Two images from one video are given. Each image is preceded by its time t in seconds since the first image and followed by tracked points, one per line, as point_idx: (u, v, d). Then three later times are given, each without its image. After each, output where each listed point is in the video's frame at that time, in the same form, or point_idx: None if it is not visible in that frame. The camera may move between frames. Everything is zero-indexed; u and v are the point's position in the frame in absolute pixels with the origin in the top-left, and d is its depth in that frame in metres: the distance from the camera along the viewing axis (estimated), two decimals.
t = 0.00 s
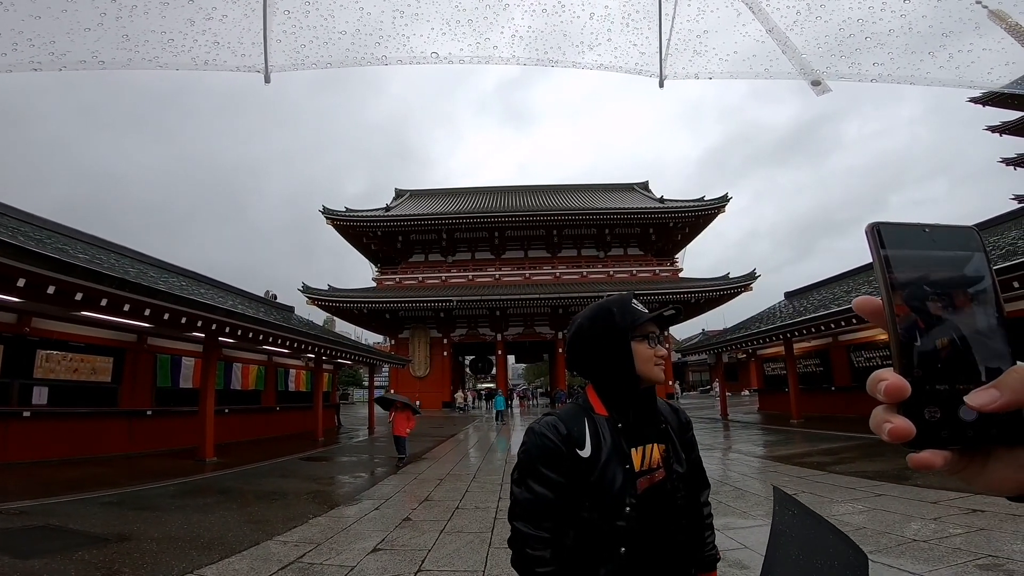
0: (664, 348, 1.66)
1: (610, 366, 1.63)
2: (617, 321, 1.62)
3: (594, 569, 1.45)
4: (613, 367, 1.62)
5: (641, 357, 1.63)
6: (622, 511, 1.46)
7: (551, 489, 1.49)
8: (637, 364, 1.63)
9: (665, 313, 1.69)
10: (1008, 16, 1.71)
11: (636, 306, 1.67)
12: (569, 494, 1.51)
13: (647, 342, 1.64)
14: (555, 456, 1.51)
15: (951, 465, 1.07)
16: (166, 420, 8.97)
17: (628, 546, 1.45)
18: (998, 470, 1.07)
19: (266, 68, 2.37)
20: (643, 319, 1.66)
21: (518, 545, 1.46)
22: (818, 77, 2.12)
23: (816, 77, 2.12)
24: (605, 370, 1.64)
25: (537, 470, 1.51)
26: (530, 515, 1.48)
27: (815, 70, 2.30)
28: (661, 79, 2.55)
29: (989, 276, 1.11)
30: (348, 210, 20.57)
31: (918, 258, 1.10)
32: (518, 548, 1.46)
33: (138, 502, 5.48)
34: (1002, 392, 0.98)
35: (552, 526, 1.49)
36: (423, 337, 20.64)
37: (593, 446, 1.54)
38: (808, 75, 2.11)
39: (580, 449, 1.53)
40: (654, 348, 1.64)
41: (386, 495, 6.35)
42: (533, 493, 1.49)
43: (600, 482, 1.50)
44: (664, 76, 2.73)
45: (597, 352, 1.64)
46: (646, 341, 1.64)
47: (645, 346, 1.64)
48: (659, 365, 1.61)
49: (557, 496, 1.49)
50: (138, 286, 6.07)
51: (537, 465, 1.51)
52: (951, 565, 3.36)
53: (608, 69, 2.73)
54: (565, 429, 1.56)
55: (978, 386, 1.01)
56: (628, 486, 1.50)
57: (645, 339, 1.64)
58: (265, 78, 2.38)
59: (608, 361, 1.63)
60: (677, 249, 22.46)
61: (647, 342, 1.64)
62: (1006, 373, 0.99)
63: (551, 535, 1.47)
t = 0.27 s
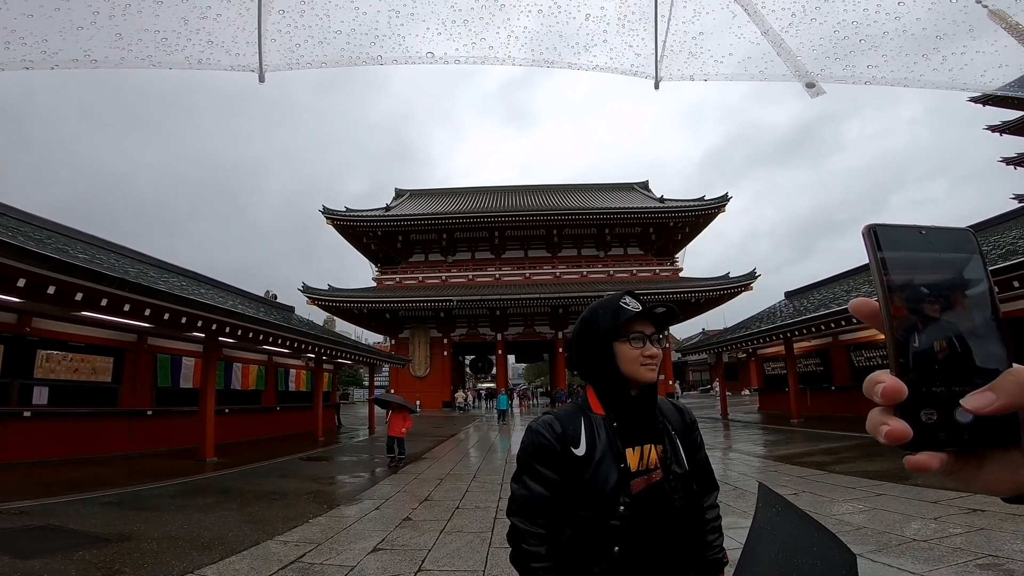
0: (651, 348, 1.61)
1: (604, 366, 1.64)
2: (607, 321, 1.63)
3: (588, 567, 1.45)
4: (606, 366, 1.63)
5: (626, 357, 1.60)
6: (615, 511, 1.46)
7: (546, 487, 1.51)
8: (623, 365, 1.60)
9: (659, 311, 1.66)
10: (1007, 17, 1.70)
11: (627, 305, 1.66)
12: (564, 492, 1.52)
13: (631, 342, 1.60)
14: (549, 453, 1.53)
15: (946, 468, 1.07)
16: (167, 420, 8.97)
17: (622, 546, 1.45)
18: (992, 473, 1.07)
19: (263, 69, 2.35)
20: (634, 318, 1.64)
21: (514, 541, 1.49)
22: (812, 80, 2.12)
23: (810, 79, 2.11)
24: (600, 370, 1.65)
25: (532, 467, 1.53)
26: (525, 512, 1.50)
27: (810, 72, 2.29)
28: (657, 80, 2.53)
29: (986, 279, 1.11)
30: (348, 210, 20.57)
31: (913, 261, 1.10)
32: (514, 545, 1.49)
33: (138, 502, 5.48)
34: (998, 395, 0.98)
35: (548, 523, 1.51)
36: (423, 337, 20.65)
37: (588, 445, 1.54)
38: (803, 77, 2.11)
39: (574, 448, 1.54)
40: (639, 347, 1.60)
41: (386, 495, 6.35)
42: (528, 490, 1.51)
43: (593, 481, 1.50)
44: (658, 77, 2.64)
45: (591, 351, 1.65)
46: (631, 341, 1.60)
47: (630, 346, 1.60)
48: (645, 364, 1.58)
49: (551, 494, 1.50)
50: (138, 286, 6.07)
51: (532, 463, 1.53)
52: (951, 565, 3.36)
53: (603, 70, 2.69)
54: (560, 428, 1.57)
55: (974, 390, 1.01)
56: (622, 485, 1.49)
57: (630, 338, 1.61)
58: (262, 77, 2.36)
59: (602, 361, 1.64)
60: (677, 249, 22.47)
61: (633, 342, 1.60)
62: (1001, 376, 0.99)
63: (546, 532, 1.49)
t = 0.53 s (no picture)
0: (648, 347, 1.59)
1: (603, 365, 1.64)
2: (604, 320, 1.63)
3: (586, 566, 1.45)
4: (605, 365, 1.63)
5: (621, 357, 1.60)
6: (613, 510, 1.46)
7: (544, 485, 1.51)
8: (619, 364, 1.60)
9: (659, 310, 1.65)
10: (1010, 15, 1.69)
11: (625, 304, 1.65)
12: (563, 491, 1.52)
13: (626, 342, 1.60)
14: (548, 452, 1.54)
15: (946, 469, 1.06)
16: (168, 420, 8.98)
17: (619, 545, 1.44)
18: (991, 472, 1.06)
19: (267, 69, 2.34)
20: (631, 318, 1.63)
21: (514, 538, 1.50)
22: (817, 80, 2.11)
23: (814, 80, 2.10)
24: (599, 369, 1.65)
25: (531, 465, 1.54)
26: (524, 510, 1.51)
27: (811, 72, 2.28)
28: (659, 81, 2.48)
29: (987, 279, 1.09)
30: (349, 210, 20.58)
31: (914, 261, 1.10)
32: (514, 542, 1.50)
33: (140, 502, 5.48)
34: (997, 395, 0.97)
35: (547, 521, 1.51)
36: (424, 337, 20.65)
37: (587, 444, 1.54)
38: (806, 77, 2.10)
39: (573, 447, 1.54)
40: (635, 346, 1.59)
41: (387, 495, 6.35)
42: (527, 488, 1.52)
43: (592, 481, 1.50)
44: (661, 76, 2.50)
45: (591, 351, 1.66)
46: (627, 341, 1.60)
47: (625, 345, 1.59)
48: (640, 364, 1.57)
49: (550, 493, 1.51)
50: (139, 286, 6.07)
51: (531, 461, 1.54)
52: (953, 564, 3.35)
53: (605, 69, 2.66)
54: (559, 427, 1.58)
55: (974, 390, 1.01)
56: (620, 485, 1.49)
57: (625, 338, 1.61)
58: (265, 76, 2.35)
59: (600, 360, 1.64)
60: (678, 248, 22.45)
61: (628, 342, 1.60)
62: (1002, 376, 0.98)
63: (545, 530, 1.50)
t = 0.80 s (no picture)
0: (648, 346, 1.58)
1: (603, 365, 1.64)
2: (605, 320, 1.63)
3: (585, 567, 1.44)
4: (605, 364, 1.63)
5: (621, 356, 1.59)
6: (612, 511, 1.45)
7: (543, 485, 1.51)
8: (619, 364, 1.59)
9: (659, 309, 1.64)
10: (1008, 15, 1.68)
11: (626, 303, 1.65)
12: (562, 491, 1.52)
13: (626, 341, 1.59)
14: (548, 452, 1.53)
15: (951, 466, 1.06)
16: (169, 421, 8.99)
17: (618, 546, 1.43)
18: (1001, 469, 1.06)
19: (266, 72, 2.33)
20: (632, 317, 1.62)
21: (512, 537, 1.50)
22: (816, 80, 2.10)
23: (814, 80, 2.09)
24: (599, 369, 1.64)
25: (531, 465, 1.53)
26: (522, 509, 1.51)
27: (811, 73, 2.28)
28: (659, 82, 2.48)
29: (989, 280, 1.07)
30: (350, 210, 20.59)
31: (912, 264, 1.08)
32: (512, 542, 1.50)
33: (141, 502, 5.48)
34: (999, 389, 0.99)
35: (545, 521, 1.51)
36: (424, 336, 20.67)
37: (586, 444, 1.53)
38: (806, 77, 2.09)
39: (573, 447, 1.53)
40: (636, 346, 1.58)
41: (388, 495, 6.34)
42: (526, 488, 1.51)
43: (591, 481, 1.49)
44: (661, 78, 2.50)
45: (591, 350, 1.66)
46: (627, 340, 1.59)
47: (625, 345, 1.59)
48: (641, 363, 1.56)
49: (549, 493, 1.50)
50: (140, 286, 6.08)
51: (531, 461, 1.54)
52: (955, 565, 3.33)
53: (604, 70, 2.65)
54: (558, 427, 1.58)
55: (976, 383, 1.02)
56: (619, 485, 1.48)
57: (625, 338, 1.60)
58: (266, 80, 2.34)
59: (600, 359, 1.64)
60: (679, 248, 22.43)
61: (628, 341, 1.59)
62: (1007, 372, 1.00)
63: (544, 530, 1.49)
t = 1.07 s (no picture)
0: (642, 347, 1.58)
1: (598, 366, 1.63)
2: (599, 320, 1.62)
3: (579, 570, 1.44)
4: (600, 365, 1.62)
5: (616, 357, 1.59)
6: (606, 512, 1.45)
7: (537, 486, 1.50)
8: (614, 365, 1.59)
9: (652, 309, 1.63)
10: (1009, 15, 1.68)
11: (620, 303, 1.64)
12: (556, 492, 1.51)
13: (621, 342, 1.58)
14: (541, 453, 1.53)
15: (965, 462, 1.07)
16: (169, 420, 8.98)
17: (613, 548, 1.43)
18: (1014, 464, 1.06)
19: (269, 74, 2.32)
20: (626, 317, 1.61)
21: (506, 539, 1.49)
22: (820, 79, 2.09)
23: (818, 79, 2.09)
24: (594, 369, 1.64)
25: (524, 466, 1.53)
26: (516, 511, 1.50)
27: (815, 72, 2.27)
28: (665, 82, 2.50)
29: (1001, 276, 1.06)
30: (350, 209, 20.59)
31: (930, 256, 1.08)
32: (505, 544, 1.49)
33: (140, 502, 5.48)
34: (1013, 384, 0.96)
35: (539, 523, 1.50)
36: (424, 336, 20.67)
37: (580, 445, 1.53)
38: (810, 76, 2.09)
39: (567, 448, 1.52)
40: (630, 346, 1.57)
41: (388, 495, 6.34)
42: (520, 490, 1.51)
43: (585, 482, 1.49)
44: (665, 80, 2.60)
45: (586, 350, 1.65)
46: (621, 341, 1.58)
47: (620, 346, 1.58)
48: (635, 364, 1.56)
49: (543, 494, 1.50)
50: (139, 285, 6.07)
51: (524, 462, 1.53)
52: (955, 565, 3.33)
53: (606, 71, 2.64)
54: (552, 427, 1.57)
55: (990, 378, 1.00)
56: (613, 487, 1.48)
57: (619, 338, 1.59)
58: (269, 84, 2.34)
59: (595, 360, 1.63)
60: (679, 247, 22.43)
61: (623, 342, 1.58)
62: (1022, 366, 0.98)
63: (537, 532, 1.49)
